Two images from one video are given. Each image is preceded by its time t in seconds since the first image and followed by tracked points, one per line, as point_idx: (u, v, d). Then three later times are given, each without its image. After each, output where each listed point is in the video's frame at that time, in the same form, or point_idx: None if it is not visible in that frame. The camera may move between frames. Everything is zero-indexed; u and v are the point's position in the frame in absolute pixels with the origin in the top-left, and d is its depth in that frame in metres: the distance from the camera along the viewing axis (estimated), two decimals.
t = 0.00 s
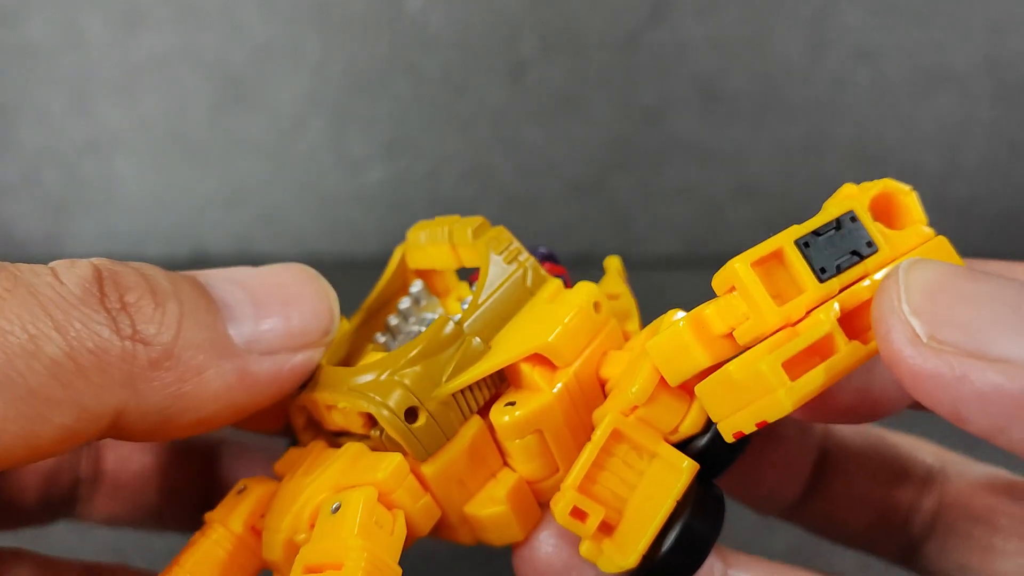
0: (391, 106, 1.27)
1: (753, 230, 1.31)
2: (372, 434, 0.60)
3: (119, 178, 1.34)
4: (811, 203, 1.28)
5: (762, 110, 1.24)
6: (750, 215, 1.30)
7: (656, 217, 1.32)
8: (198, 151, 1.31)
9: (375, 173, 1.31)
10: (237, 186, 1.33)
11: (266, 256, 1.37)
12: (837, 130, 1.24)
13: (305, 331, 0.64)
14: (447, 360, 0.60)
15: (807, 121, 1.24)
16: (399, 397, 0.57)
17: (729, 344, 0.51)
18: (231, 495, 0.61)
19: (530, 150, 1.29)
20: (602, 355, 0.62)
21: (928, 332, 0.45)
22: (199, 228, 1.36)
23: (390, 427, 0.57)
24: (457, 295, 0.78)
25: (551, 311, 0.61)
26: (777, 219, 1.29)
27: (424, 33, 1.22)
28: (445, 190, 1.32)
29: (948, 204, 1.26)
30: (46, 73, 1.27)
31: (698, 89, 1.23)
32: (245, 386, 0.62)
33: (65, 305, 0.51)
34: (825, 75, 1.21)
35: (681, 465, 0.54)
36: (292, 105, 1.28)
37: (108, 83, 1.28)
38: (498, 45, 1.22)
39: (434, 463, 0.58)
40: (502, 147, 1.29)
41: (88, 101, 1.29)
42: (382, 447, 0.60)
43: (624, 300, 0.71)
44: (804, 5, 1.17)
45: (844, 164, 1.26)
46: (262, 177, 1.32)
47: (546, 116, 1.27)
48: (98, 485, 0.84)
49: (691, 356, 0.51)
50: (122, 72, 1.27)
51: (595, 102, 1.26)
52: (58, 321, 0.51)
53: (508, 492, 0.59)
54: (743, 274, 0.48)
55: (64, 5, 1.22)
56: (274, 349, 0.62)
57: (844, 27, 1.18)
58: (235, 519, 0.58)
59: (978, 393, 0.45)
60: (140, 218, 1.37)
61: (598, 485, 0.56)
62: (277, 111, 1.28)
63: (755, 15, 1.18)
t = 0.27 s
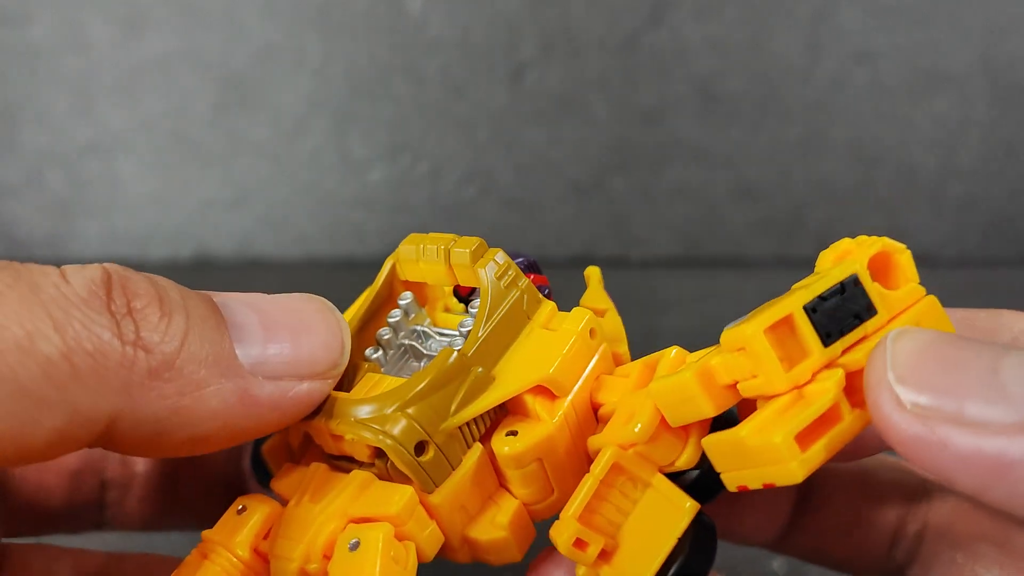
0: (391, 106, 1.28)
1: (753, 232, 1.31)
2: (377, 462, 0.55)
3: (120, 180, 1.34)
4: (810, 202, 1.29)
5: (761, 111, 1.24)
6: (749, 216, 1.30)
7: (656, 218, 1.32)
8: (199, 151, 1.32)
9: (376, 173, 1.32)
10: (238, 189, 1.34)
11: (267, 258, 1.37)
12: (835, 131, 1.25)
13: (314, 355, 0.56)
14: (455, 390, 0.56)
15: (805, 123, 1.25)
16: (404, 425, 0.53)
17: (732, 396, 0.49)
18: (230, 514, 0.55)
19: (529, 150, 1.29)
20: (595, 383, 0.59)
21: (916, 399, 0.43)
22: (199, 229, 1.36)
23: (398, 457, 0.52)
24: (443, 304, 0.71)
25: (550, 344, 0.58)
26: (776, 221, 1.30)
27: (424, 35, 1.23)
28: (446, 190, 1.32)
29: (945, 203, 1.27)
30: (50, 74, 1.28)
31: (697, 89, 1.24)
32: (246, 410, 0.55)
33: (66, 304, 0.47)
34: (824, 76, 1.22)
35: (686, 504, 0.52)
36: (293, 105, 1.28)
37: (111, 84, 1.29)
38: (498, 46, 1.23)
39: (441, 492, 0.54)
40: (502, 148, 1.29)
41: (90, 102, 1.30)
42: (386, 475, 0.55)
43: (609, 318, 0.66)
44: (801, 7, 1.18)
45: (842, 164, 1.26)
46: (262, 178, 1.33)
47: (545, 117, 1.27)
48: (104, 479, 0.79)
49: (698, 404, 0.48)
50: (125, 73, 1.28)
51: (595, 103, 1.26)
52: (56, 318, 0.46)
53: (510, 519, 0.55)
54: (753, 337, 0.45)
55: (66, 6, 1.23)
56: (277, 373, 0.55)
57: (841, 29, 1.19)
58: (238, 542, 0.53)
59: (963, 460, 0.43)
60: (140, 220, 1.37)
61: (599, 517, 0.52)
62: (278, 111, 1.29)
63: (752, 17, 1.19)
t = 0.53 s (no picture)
0: (391, 108, 1.28)
1: (753, 233, 1.31)
2: (370, 491, 0.54)
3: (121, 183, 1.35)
4: (810, 202, 1.28)
5: (760, 112, 1.25)
6: (749, 216, 1.30)
7: (656, 218, 1.31)
8: (200, 153, 1.32)
9: (376, 175, 1.32)
10: (239, 191, 1.34)
11: (266, 259, 1.37)
12: (835, 131, 1.25)
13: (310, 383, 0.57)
14: (442, 428, 0.56)
15: (805, 124, 1.25)
16: (392, 457, 0.53)
17: (700, 444, 0.52)
18: (226, 538, 0.54)
19: (529, 151, 1.29)
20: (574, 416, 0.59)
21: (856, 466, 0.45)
22: (199, 230, 1.36)
23: (390, 490, 0.53)
24: (432, 335, 0.68)
25: (532, 384, 0.58)
26: (776, 221, 1.30)
27: (424, 36, 1.24)
28: (446, 191, 1.32)
29: (945, 203, 1.27)
30: (50, 75, 1.29)
31: (697, 90, 1.24)
32: (254, 437, 0.55)
33: (94, 335, 0.48)
34: (824, 76, 1.22)
35: (653, 542, 0.54)
36: (294, 107, 1.28)
37: (112, 85, 1.29)
38: (498, 47, 1.23)
39: (429, 521, 0.54)
40: (502, 149, 1.29)
41: (91, 103, 1.30)
42: (377, 505, 0.54)
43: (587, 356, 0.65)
44: (801, 7, 1.18)
45: (842, 164, 1.26)
46: (262, 178, 1.33)
47: (545, 118, 1.28)
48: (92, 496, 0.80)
49: (664, 450, 0.51)
50: (125, 74, 1.28)
51: (594, 103, 1.26)
52: (93, 348, 0.47)
53: (493, 546, 0.55)
54: (720, 396, 0.47)
55: (67, 7, 1.24)
56: (280, 397, 0.55)
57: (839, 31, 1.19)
58: (237, 565, 0.52)
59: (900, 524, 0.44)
60: (140, 221, 1.37)
61: (574, 548, 0.54)
62: (279, 113, 1.29)
63: (752, 18, 1.20)
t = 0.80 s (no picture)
0: (392, 107, 1.28)
1: (754, 232, 1.30)
2: None
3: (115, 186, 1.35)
4: (812, 201, 1.28)
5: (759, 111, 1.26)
6: (750, 215, 1.30)
7: (657, 218, 1.31)
8: (201, 153, 1.33)
9: (376, 175, 1.32)
10: (239, 190, 1.34)
11: (264, 259, 1.36)
12: (834, 130, 1.26)
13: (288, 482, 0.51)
14: None
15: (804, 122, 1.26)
16: None
17: None
18: None
19: (530, 151, 1.29)
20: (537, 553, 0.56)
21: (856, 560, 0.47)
22: (198, 231, 1.35)
23: None
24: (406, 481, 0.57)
25: (500, 531, 0.56)
26: (777, 219, 1.29)
27: (426, 36, 1.25)
28: (446, 191, 1.32)
29: (947, 203, 1.27)
30: (53, 75, 1.29)
31: (696, 89, 1.25)
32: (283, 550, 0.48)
33: (149, 503, 0.39)
34: (821, 75, 1.24)
35: None
36: (295, 106, 1.29)
37: (114, 85, 1.30)
38: (499, 47, 1.25)
39: None
40: (502, 148, 1.29)
41: (93, 103, 1.31)
42: None
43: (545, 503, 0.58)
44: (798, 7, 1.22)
45: (841, 162, 1.27)
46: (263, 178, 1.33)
47: (546, 117, 1.28)
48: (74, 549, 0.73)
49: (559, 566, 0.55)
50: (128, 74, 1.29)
51: (594, 103, 1.27)
52: (156, 517, 0.39)
53: None
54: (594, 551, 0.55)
55: (72, 8, 1.25)
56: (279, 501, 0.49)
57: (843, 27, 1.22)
58: None
59: None
60: (139, 221, 1.36)
61: None
62: (280, 112, 1.29)
63: (751, 17, 1.22)
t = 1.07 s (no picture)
0: (395, 110, 1.29)
1: (750, 234, 1.32)
2: None
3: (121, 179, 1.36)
4: (808, 202, 1.31)
5: (757, 113, 1.27)
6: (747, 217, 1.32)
7: (656, 220, 1.32)
8: (205, 155, 1.34)
9: (379, 176, 1.33)
10: (242, 191, 1.35)
11: (268, 260, 1.38)
12: (831, 132, 1.28)
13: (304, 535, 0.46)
14: None
15: (802, 124, 1.28)
16: None
17: None
18: None
19: (531, 152, 1.31)
20: None
21: None
22: (203, 231, 1.37)
23: None
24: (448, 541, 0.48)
25: None
26: (775, 220, 1.31)
27: (428, 39, 1.25)
28: (447, 192, 1.33)
29: (939, 203, 1.30)
30: (57, 77, 1.30)
31: (695, 92, 1.26)
32: None
33: None
34: (819, 79, 1.26)
35: None
36: (299, 109, 1.30)
37: (119, 88, 1.31)
38: (500, 50, 1.25)
39: None
40: (503, 150, 1.31)
41: (98, 105, 1.31)
42: None
43: None
44: (796, 10, 1.22)
45: (837, 164, 1.29)
46: (266, 180, 1.34)
47: (546, 120, 1.29)
48: None
49: None
50: (133, 77, 1.30)
51: (594, 106, 1.28)
52: None
53: None
54: None
55: (75, 10, 1.25)
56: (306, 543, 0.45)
57: (838, 32, 1.23)
58: None
59: None
60: (144, 221, 1.38)
61: None
62: (283, 114, 1.30)
63: (748, 19, 1.23)
